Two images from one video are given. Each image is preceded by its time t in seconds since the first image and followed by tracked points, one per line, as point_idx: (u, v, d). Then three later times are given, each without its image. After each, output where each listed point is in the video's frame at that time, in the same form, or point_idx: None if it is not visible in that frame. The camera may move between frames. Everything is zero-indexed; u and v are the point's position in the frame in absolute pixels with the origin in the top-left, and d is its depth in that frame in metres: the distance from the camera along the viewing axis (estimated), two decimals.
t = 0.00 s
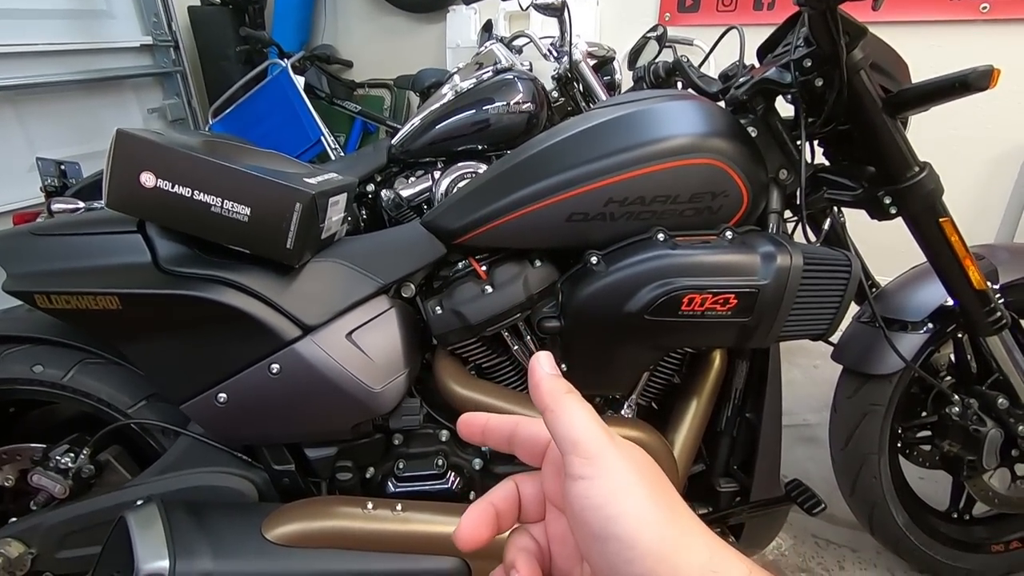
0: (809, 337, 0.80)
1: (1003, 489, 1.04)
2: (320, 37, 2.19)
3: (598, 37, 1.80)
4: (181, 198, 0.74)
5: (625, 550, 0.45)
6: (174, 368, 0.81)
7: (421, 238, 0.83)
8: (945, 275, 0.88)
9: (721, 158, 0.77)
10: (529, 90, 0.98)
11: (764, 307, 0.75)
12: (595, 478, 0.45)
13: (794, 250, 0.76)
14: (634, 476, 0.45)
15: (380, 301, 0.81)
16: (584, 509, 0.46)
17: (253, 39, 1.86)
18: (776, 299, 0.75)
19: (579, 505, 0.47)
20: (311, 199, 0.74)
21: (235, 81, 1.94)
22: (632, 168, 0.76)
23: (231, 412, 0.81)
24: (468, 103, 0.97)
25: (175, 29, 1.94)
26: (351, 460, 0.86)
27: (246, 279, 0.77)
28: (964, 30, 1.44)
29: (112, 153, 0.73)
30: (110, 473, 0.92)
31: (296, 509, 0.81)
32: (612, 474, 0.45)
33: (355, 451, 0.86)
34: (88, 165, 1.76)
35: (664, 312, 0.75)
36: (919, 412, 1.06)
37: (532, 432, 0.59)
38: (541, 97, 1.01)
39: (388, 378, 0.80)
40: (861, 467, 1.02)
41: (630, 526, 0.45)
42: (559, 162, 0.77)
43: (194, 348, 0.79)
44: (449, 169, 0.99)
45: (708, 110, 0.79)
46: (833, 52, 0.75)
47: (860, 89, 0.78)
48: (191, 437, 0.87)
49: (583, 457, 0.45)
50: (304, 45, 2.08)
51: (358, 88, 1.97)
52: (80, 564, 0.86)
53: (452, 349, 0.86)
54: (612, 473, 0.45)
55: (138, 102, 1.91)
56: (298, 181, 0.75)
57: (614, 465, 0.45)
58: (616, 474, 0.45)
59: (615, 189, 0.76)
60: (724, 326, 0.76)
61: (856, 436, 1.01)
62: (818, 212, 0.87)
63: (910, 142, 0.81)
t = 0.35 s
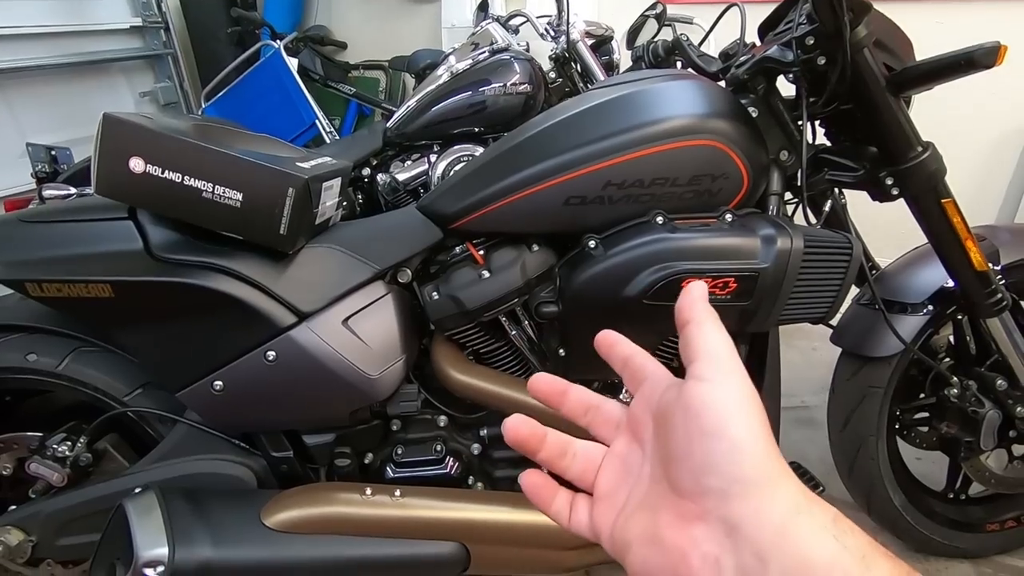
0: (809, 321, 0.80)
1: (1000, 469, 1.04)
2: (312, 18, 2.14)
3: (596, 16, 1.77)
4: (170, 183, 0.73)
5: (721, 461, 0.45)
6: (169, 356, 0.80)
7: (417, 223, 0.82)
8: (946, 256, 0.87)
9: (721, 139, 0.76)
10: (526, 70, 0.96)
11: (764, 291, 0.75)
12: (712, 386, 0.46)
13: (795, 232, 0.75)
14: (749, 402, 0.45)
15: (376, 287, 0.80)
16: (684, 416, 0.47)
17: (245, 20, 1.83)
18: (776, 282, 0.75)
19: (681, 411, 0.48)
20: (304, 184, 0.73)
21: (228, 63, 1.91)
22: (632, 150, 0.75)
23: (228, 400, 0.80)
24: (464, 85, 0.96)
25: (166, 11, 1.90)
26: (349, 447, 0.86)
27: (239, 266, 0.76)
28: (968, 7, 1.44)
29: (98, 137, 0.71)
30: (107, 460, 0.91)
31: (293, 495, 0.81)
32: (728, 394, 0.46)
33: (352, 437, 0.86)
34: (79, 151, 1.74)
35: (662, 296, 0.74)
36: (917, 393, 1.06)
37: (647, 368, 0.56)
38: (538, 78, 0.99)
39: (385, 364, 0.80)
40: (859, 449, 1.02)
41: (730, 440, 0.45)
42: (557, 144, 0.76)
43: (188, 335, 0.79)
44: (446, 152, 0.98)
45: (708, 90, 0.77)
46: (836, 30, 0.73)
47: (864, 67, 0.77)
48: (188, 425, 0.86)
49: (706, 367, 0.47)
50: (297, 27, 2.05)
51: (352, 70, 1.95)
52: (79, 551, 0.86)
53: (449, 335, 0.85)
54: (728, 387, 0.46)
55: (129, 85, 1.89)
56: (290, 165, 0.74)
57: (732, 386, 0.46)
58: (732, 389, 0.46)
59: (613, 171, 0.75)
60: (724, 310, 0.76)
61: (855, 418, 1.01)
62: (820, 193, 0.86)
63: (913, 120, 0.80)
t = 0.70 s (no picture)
0: (808, 308, 0.79)
1: (997, 456, 1.04)
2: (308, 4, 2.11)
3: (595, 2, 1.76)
4: (165, 171, 0.72)
5: None
6: (166, 346, 0.79)
7: (414, 210, 0.81)
8: (947, 243, 0.87)
9: (721, 125, 0.75)
10: (525, 56, 0.95)
11: (764, 278, 0.74)
12: (640, 510, 0.27)
13: (795, 219, 0.75)
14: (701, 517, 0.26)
15: (374, 276, 0.80)
16: None
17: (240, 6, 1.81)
18: (776, 270, 0.74)
19: None
20: (300, 172, 0.72)
21: (223, 50, 1.90)
22: (631, 136, 0.74)
23: (225, 389, 0.80)
24: (462, 71, 0.95)
25: None
26: (347, 435, 0.86)
27: (235, 255, 0.75)
28: None
29: (89, 124, 0.70)
30: (106, 450, 0.91)
31: (292, 483, 0.81)
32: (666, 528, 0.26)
33: (351, 426, 0.86)
34: (73, 139, 1.73)
35: (661, 284, 0.74)
36: (915, 381, 1.06)
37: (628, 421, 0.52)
38: (537, 64, 0.98)
39: (384, 353, 0.80)
40: (857, 436, 1.02)
41: None
42: (555, 130, 0.75)
43: (185, 324, 0.78)
44: (443, 139, 0.97)
45: (708, 75, 0.76)
46: (838, 12, 0.72)
47: (865, 50, 0.76)
48: (186, 414, 0.86)
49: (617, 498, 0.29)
50: (293, 13, 2.03)
51: (349, 57, 1.92)
52: (78, 540, 0.86)
53: (447, 324, 0.84)
54: (667, 502, 0.27)
55: (124, 73, 1.87)
56: (286, 153, 0.74)
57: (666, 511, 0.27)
58: (674, 504, 0.27)
59: (612, 157, 0.74)
60: (723, 297, 0.75)
61: (853, 406, 1.01)
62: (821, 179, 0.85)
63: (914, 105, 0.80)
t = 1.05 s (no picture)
0: (813, 295, 0.79)
1: (1001, 443, 1.04)
2: None
3: None
4: (168, 159, 0.72)
5: None
6: (171, 333, 0.80)
7: (417, 198, 0.81)
8: (954, 230, 0.86)
9: (727, 110, 0.75)
10: (527, 42, 0.94)
11: (768, 265, 0.74)
12: None
13: (800, 206, 0.74)
14: None
15: (377, 264, 0.80)
16: None
17: None
18: (781, 256, 0.74)
19: None
20: (302, 159, 0.72)
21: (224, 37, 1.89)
22: (635, 122, 0.73)
23: (230, 377, 0.80)
24: (465, 58, 0.94)
25: None
26: (352, 422, 0.86)
27: (240, 243, 0.75)
28: None
29: (92, 112, 0.69)
30: (113, 437, 0.92)
31: (297, 469, 0.82)
32: None
33: (356, 413, 0.86)
34: (76, 128, 1.73)
35: (665, 271, 0.74)
36: (920, 368, 1.05)
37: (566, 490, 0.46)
38: (540, 51, 0.97)
39: (387, 340, 0.80)
40: (861, 423, 1.02)
41: None
42: (558, 117, 0.74)
43: (190, 312, 0.78)
44: (446, 127, 0.96)
45: (714, 60, 0.76)
46: None
47: (873, 35, 0.75)
48: (192, 401, 0.87)
49: None
50: None
51: (351, 44, 1.93)
52: (88, 526, 0.87)
53: (451, 311, 0.84)
54: None
55: (125, 61, 1.87)
56: (288, 140, 0.73)
57: None
58: None
59: (616, 144, 0.74)
60: (728, 285, 0.75)
61: (857, 393, 1.01)
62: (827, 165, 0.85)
63: (923, 90, 0.79)
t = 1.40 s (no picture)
0: (827, 286, 0.79)
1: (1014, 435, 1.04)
2: None
3: None
4: (180, 150, 0.72)
5: None
6: (184, 324, 0.80)
7: (428, 189, 0.81)
8: (969, 220, 0.85)
9: (741, 100, 0.74)
10: (536, 32, 0.94)
11: (782, 256, 0.74)
12: None
13: (815, 196, 0.74)
14: None
15: (389, 255, 0.80)
16: None
17: None
18: (795, 247, 0.73)
19: None
20: (314, 150, 0.72)
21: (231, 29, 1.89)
22: (648, 112, 0.73)
23: (243, 367, 0.81)
24: (473, 48, 0.94)
25: None
26: (364, 413, 0.87)
27: (252, 234, 0.76)
28: None
29: (105, 103, 0.70)
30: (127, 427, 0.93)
31: (310, 460, 0.82)
32: None
33: (367, 403, 0.86)
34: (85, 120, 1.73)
35: (678, 262, 0.73)
36: (933, 360, 1.05)
37: None
38: (549, 41, 0.97)
39: (399, 331, 0.80)
40: (873, 415, 1.01)
41: None
42: (570, 107, 0.74)
43: (202, 303, 0.79)
44: (455, 117, 0.96)
45: (727, 48, 0.75)
46: None
47: (890, 22, 0.75)
48: (205, 391, 0.87)
49: None
50: None
51: (358, 34, 1.91)
52: (103, 514, 0.88)
53: (462, 303, 0.84)
54: None
55: (132, 52, 1.86)
56: (300, 131, 0.73)
57: None
58: None
59: (629, 134, 0.74)
60: (741, 276, 0.75)
61: (869, 385, 1.00)
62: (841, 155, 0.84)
63: (940, 78, 0.78)
